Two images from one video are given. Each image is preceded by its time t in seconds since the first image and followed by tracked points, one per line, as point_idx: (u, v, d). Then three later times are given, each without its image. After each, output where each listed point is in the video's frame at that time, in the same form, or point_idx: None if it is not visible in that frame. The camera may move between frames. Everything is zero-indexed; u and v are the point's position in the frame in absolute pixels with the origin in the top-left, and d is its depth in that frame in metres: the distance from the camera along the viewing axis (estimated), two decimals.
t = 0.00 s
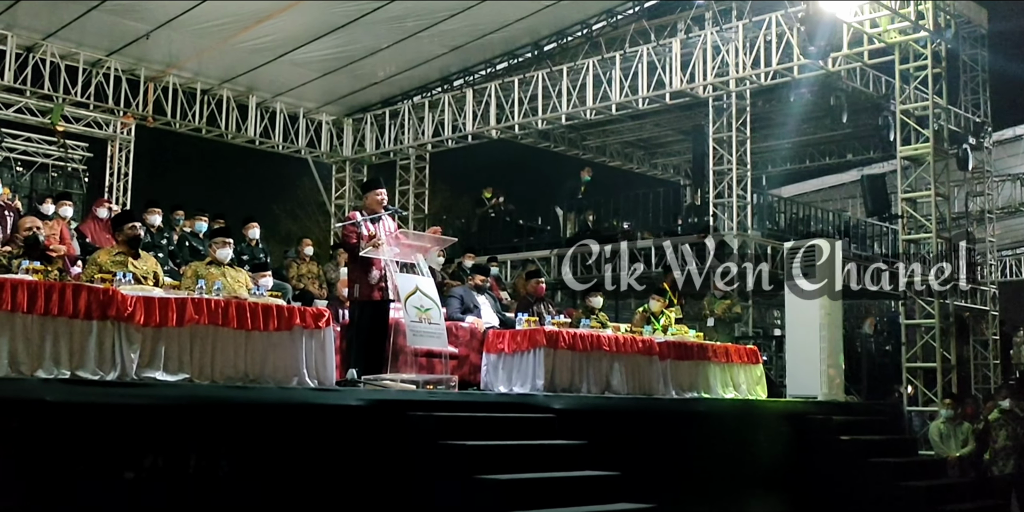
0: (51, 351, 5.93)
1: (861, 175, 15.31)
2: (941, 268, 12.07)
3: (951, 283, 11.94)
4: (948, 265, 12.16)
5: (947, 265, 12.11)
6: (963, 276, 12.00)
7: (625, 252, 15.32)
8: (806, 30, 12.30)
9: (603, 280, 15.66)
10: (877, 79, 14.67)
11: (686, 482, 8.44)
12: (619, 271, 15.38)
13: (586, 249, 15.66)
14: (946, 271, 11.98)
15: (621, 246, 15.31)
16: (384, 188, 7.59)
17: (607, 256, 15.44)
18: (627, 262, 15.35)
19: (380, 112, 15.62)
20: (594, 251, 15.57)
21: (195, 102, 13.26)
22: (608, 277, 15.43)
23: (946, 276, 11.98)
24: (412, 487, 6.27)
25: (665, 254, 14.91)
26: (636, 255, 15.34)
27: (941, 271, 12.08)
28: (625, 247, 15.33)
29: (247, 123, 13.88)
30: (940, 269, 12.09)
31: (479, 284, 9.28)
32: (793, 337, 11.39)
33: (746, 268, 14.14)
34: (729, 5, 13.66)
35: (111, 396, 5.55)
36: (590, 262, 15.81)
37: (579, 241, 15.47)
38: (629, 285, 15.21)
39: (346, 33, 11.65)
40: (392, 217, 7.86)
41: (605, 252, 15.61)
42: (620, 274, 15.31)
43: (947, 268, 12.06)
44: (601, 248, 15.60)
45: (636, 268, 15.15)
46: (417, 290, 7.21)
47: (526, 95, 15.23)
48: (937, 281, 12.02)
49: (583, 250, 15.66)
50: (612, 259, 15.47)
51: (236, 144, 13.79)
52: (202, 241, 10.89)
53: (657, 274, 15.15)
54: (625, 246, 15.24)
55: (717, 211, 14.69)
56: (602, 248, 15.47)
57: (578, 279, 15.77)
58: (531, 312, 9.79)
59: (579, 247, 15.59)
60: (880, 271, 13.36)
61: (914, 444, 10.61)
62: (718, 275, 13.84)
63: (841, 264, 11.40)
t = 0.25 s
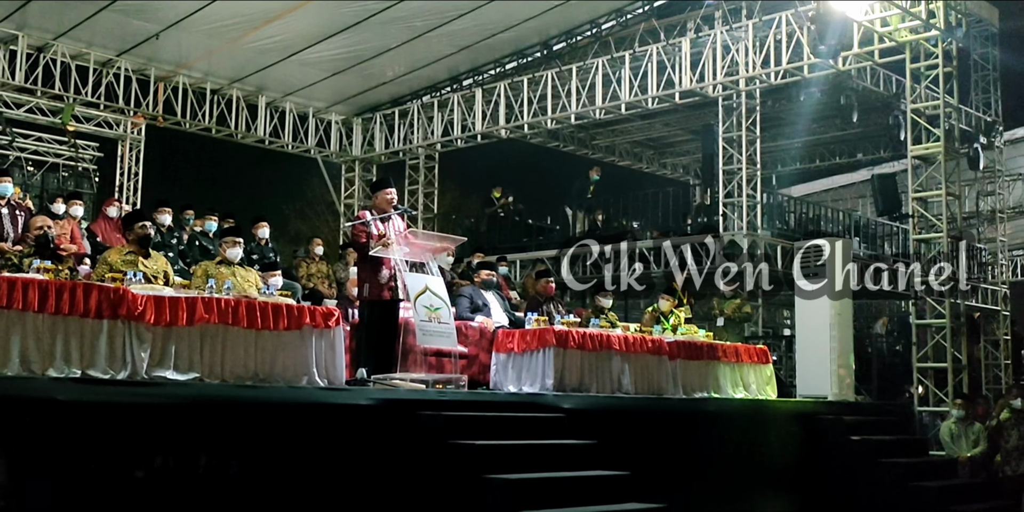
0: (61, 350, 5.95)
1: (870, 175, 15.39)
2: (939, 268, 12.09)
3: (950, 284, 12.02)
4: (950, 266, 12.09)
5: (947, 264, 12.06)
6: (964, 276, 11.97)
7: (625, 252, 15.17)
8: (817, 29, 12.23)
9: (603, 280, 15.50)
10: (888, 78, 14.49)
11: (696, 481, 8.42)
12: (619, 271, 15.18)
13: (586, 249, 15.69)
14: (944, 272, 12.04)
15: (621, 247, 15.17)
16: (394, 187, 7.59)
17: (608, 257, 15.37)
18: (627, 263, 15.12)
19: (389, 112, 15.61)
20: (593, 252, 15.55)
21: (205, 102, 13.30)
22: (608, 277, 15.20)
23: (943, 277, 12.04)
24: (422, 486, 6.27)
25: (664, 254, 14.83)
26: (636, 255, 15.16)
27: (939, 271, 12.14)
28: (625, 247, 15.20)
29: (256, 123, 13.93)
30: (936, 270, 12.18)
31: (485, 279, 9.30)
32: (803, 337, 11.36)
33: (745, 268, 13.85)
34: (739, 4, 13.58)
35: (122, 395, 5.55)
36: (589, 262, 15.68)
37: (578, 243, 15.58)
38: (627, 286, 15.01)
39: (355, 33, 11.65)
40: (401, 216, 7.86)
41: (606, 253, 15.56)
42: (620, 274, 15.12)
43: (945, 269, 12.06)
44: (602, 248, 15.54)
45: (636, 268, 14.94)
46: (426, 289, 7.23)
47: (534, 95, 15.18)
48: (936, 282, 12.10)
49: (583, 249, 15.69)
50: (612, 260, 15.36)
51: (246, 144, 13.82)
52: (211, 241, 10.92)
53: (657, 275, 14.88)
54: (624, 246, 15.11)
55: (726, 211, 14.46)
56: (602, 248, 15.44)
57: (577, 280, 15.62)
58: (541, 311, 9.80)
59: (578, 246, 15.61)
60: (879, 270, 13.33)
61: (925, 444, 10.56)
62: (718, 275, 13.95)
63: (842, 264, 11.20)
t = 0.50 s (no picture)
0: (70, 348, 5.98)
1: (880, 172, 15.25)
2: (938, 268, 12.09)
3: (949, 283, 11.97)
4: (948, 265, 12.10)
5: (947, 264, 12.05)
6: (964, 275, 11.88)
7: (625, 253, 15.81)
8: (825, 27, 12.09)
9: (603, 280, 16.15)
10: (896, 77, 14.55)
11: (704, 481, 8.41)
12: (619, 271, 15.79)
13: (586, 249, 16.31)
14: (945, 271, 12.01)
15: (621, 247, 15.80)
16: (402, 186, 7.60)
17: (607, 257, 15.99)
18: (626, 263, 15.77)
19: (397, 111, 15.62)
20: (594, 252, 16.18)
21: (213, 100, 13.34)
22: (608, 276, 15.83)
23: (942, 277, 12.03)
24: (429, 485, 6.27)
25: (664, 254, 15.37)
26: (637, 255, 15.76)
27: (938, 271, 12.13)
28: (624, 247, 15.84)
29: (264, 122, 13.96)
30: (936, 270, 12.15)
31: (487, 277, 9.20)
32: (810, 336, 11.35)
33: (745, 268, 13.90)
34: (747, 3, 13.55)
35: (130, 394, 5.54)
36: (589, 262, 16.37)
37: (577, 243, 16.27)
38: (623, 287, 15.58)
39: (363, 32, 11.64)
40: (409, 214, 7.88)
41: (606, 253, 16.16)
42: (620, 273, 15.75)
43: (945, 268, 12.02)
44: (602, 248, 16.17)
45: (636, 269, 15.55)
46: (434, 288, 7.21)
47: (542, 94, 15.16)
48: (934, 282, 12.16)
49: (583, 250, 16.30)
50: (611, 259, 15.98)
51: (253, 143, 13.84)
52: (220, 240, 10.95)
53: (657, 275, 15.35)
54: (624, 247, 15.76)
55: (734, 211, 14.33)
56: (602, 248, 16.08)
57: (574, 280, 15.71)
58: (548, 310, 9.80)
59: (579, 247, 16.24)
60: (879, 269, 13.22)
61: (934, 444, 10.54)
62: (718, 275, 14.15)
63: (842, 263, 11.26)
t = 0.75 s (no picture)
0: (78, 347, 5.98)
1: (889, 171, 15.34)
2: (939, 267, 12.02)
3: (951, 283, 11.90)
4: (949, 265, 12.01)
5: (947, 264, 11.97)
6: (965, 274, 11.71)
7: (625, 252, 15.52)
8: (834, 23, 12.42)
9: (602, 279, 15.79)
10: (904, 76, 14.43)
11: (711, 480, 8.40)
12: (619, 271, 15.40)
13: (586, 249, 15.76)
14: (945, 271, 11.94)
15: (622, 247, 15.52)
16: (409, 185, 7.62)
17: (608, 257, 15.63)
18: (626, 264, 15.41)
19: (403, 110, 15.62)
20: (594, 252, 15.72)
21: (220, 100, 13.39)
22: (608, 276, 15.49)
23: (942, 277, 11.96)
24: (436, 484, 6.28)
25: (664, 254, 15.24)
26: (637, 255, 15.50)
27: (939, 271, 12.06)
28: (625, 247, 15.55)
29: (271, 122, 14.00)
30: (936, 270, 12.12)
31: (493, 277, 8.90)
32: (818, 336, 11.33)
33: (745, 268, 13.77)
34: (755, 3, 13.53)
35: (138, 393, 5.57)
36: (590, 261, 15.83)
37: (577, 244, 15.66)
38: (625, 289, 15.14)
39: (370, 32, 11.65)
40: (415, 214, 7.90)
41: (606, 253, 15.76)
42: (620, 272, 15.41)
43: (945, 268, 11.95)
44: (602, 248, 15.77)
45: (636, 268, 15.22)
46: (441, 288, 7.19)
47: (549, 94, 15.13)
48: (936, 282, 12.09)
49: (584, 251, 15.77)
50: (612, 259, 15.65)
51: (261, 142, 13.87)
52: (227, 239, 10.97)
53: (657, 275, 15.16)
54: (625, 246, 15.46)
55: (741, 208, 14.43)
56: (603, 248, 15.68)
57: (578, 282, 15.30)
58: (555, 310, 9.80)
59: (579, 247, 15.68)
60: (880, 270, 13.59)
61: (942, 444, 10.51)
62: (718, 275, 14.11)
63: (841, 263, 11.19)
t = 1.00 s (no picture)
0: (86, 345, 6.00)
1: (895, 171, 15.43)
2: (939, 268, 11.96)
3: (950, 283, 11.84)
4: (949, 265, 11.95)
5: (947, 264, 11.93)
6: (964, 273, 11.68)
7: (625, 252, 16.01)
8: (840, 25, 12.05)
9: (604, 278, 16.27)
10: (910, 73, 14.39)
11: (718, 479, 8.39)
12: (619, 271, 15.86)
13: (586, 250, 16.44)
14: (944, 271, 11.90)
15: (621, 247, 15.99)
16: (415, 183, 7.61)
17: (607, 257, 16.13)
18: (626, 263, 15.92)
19: (410, 109, 15.63)
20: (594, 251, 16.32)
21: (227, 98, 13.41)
22: (607, 275, 16.02)
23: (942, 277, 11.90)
24: (443, 483, 6.29)
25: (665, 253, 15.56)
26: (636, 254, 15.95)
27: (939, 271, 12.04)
28: (625, 247, 16.01)
29: (277, 120, 14.03)
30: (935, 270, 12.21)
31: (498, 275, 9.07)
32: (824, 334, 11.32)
33: (745, 267, 13.92)
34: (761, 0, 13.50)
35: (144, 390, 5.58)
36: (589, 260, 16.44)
37: (579, 242, 16.23)
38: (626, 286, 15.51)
39: (376, 30, 11.63)
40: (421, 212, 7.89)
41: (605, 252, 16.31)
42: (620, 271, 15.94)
43: (945, 268, 11.91)
44: (602, 248, 16.32)
45: (636, 268, 15.65)
46: (447, 286, 7.21)
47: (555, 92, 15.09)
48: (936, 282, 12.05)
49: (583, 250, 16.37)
50: (611, 259, 16.18)
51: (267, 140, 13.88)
52: (234, 237, 10.98)
53: (656, 274, 15.74)
54: (624, 246, 15.94)
55: (747, 207, 14.17)
56: (603, 248, 16.24)
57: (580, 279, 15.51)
58: (561, 308, 9.80)
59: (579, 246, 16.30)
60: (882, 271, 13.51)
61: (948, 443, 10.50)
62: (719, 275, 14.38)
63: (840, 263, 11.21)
